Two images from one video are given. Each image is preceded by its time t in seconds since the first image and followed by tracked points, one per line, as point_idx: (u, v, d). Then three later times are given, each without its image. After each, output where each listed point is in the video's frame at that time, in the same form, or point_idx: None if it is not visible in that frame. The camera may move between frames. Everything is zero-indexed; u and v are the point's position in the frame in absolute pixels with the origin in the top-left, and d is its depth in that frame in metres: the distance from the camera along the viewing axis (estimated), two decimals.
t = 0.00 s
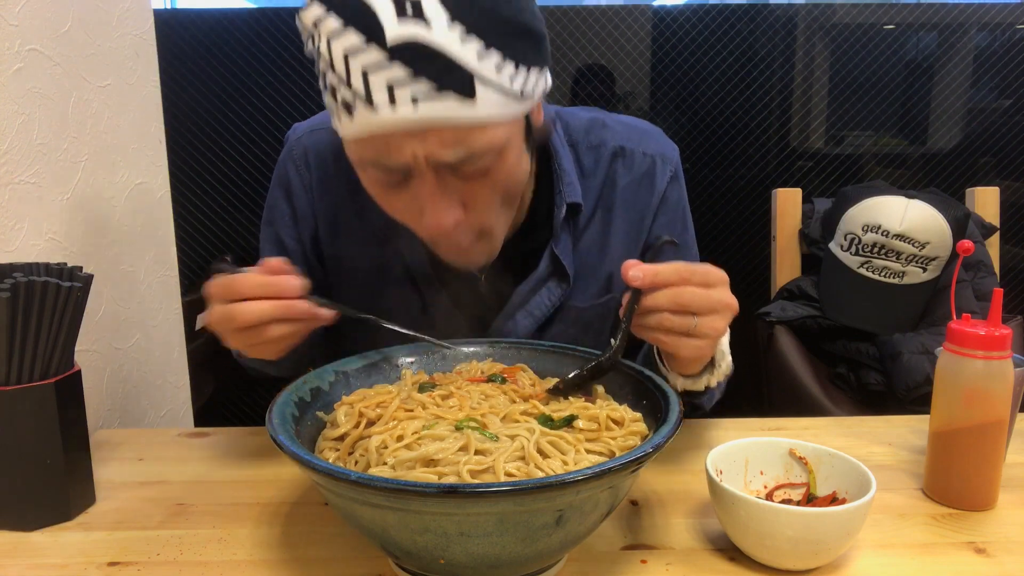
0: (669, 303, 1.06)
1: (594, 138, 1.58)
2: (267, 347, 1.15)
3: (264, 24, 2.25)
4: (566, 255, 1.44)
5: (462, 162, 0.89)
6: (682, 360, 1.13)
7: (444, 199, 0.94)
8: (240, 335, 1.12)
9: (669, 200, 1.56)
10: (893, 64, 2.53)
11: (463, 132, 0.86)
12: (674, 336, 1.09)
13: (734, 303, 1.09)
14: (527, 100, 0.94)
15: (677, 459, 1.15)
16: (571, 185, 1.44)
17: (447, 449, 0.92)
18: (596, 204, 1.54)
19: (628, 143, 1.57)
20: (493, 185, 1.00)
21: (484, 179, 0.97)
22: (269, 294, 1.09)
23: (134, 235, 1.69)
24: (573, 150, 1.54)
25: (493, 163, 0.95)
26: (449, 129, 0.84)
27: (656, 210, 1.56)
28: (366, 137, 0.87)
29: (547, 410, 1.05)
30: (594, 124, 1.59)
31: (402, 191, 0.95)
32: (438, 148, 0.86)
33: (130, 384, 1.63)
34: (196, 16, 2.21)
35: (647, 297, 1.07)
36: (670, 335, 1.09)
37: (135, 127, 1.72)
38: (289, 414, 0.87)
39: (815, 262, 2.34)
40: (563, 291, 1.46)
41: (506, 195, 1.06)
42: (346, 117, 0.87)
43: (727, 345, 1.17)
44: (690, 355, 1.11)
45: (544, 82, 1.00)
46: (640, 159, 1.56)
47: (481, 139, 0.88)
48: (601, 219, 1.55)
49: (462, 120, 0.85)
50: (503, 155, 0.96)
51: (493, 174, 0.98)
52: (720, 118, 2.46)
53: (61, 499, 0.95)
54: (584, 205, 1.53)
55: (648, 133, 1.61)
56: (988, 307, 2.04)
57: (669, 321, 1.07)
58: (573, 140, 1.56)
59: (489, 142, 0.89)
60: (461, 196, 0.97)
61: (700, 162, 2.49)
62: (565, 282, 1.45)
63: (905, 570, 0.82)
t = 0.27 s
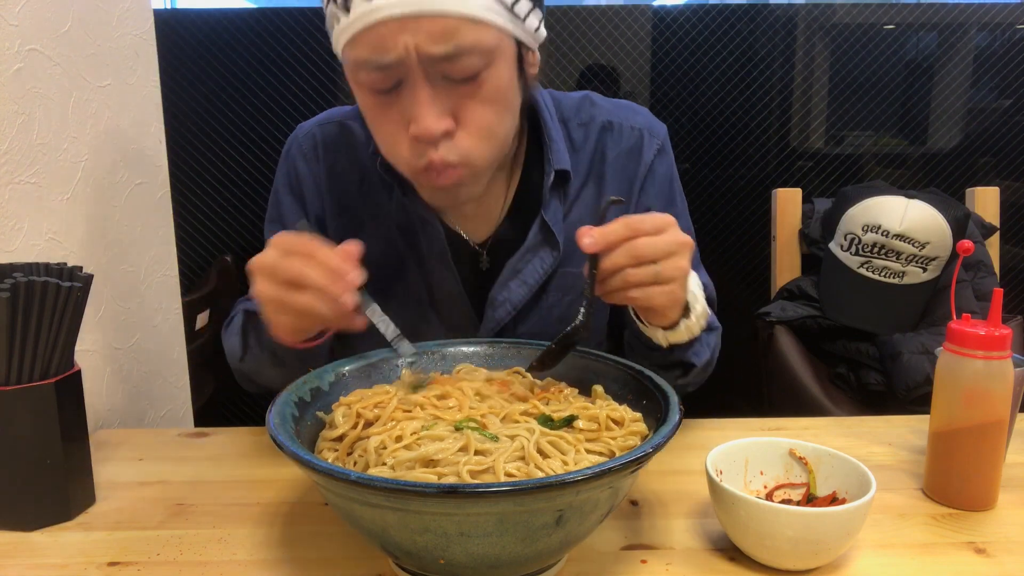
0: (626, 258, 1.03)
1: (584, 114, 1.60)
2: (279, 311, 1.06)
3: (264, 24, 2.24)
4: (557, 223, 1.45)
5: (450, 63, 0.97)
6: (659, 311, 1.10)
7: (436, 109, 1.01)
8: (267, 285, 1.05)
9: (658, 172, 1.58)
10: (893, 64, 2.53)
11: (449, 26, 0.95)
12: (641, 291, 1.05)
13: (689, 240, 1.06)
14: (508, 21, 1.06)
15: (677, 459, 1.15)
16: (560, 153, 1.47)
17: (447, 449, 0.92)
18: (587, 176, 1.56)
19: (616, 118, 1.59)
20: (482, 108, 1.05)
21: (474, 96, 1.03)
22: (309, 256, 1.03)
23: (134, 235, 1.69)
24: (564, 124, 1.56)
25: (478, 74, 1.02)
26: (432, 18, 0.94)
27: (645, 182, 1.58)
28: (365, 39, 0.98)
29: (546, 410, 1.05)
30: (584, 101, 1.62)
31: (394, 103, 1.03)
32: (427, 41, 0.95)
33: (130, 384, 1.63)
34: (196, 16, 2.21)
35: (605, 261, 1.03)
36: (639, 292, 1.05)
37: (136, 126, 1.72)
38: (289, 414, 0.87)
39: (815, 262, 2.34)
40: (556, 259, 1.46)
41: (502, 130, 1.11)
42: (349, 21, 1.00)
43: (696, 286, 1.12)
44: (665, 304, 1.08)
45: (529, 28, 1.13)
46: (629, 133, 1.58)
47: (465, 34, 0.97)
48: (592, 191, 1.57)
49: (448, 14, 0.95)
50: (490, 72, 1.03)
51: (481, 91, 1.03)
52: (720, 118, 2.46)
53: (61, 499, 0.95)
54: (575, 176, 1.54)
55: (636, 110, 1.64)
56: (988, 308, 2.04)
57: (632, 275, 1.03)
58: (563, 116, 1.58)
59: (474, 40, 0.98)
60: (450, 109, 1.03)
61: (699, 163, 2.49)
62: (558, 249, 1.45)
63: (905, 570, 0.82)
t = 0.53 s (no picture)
0: (604, 259, 1.00)
1: (574, 107, 1.60)
2: (223, 308, 1.10)
3: (264, 24, 2.24)
4: (545, 209, 1.45)
5: (450, 37, 1.03)
6: (641, 295, 1.11)
7: (436, 82, 1.06)
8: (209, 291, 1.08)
9: (647, 160, 1.57)
10: (893, 64, 2.53)
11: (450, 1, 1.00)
12: (625, 285, 1.04)
13: (651, 218, 1.05)
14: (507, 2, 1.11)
15: (677, 459, 1.15)
16: (548, 140, 1.46)
17: (447, 449, 0.92)
18: (575, 166, 1.56)
19: (605, 110, 1.59)
20: (481, 83, 1.11)
21: (473, 70, 1.09)
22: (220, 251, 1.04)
23: (134, 236, 1.69)
24: (553, 116, 1.57)
25: (476, 50, 1.07)
26: None
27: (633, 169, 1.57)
28: (369, 14, 1.03)
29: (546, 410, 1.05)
30: (574, 96, 1.62)
31: (397, 79, 1.09)
32: (428, 16, 1.00)
33: (130, 383, 1.63)
34: (196, 16, 2.21)
35: (586, 269, 1.00)
36: (619, 285, 1.04)
37: (136, 126, 1.72)
38: (290, 413, 0.87)
39: (815, 263, 2.34)
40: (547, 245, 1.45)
41: (497, 107, 1.17)
42: None
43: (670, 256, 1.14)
44: (648, 288, 1.08)
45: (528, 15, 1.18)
46: (617, 124, 1.58)
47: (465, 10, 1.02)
48: (581, 181, 1.57)
49: None
50: (488, 48, 1.09)
51: (479, 67, 1.09)
52: (720, 117, 2.46)
53: (61, 499, 0.95)
54: (563, 166, 1.55)
55: (626, 102, 1.64)
56: (988, 308, 2.04)
57: (614, 272, 1.02)
58: (553, 109, 1.59)
59: (473, 16, 1.04)
60: (450, 83, 1.08)
61: (699, 163, 2.49)
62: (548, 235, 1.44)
63: (905, 570, 0.82)
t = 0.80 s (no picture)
0: (590, 246, 0.99)
1: (572, 102, 1.60)
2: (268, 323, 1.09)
3: (264, 25, 2.24)
4: (543, 200, 1.47)
5: (442, 33, 1.03)
6: (633, 280, 1.09)
7: (429, 78, 1.06)
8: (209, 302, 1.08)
9: (643, 153, 1.55)
10: (893, 64, 2.52)
11: None
12: (614, 269, 1.03)
13: (630, 201, 1.05)
14: None
15: (677, 459, 1.15)
16: (546, 132, 1.47)
17: (447, 449, 0.92)
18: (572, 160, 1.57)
19: (602, 104, 1.59)
20: (475, 79, 1.11)
21: (466, 66, 1.09)
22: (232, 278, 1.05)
23: (134, 236, 1.69)
24: (551, 111, 1.57)
25: (470, 45, 1.07)
26: None
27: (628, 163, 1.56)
28: (362, 13, 1.04)
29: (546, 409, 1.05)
30: (572, 91, 1.62)
31: (393, 76, 1.09)
32: (419, 13, 1.01)
33: (130, 383, 1.63)
34: (196, 16, 2.21)
35: (573, 259, 1.00)
36: (609, 271, 1.03)
37: (136, 126, 1.72)
38: (290, 413, 0.87)
39: (815, 263, 2.34)
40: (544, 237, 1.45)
41: (493, 103, 1.16)
42: None
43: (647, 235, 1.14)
44: (638, 271, 1.07)
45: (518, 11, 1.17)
46: (613, 117, 1.57)
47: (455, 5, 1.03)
48: (578, 175, 1.58)
49: None
50: (481, 44, 1.09)
51: (472, 63, 1.09)
52: (720, 117, 2.46)
53: (61, 499, 0.95)
54: (559, 159, 1.55)
55: (624, 96, 1.63)
56: (988, 308, 2.04)
57: (601, 258, 1.01)
58: (552, 104, 1.59)
59: (464, 11, 1.04)
60: (444, 79, 1.08)
61: (699, 163, 2.49)
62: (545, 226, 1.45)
63: (905, 570, 0.82)
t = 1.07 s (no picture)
0: (571, 266, 0.99)
1: (570, 102, 1.61)
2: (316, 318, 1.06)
3: (264, 25, 2.24)
4: (540, 198, 1.46)
5: (449, 33, 1.03)
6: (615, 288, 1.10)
7: (436, 78, 1.06)
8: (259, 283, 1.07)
9: (640, 150, 1.55)
10: (893, 64, 2.52)
11: None
12: (596, 283, 1.03)
13: (603, 212, 1.05)
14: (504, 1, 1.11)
15: (677, 459, 1.15)
16: (545, 130, 1.46)
17: (446, 449, 0.92)
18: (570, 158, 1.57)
19: (599, 102, 1.60)
20: (479, 78, 1.11)
21: (472, 66, 1.09)
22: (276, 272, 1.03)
23: (134, 236, 1.69)
24: (549, 110, 1.57)
25: (475, 45, 1.07)
26: None
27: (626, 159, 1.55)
28: (370, 14, 1.04)
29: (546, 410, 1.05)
30: (569, 91, 1.63)
31: (399, 76, 1.09)
32: (428, 13, 1.00)
33: (130, 383, 1.63)
34: (196, 16, 2.21)
35: (556, 281, 1.00)
36: (591, 286, 1.03)
37: (136, 126, 1.72)
38: (289, 413, 0.87)
39: (815, 263, 2.34)
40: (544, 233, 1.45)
41: (496, 103, 1.17)
42: None
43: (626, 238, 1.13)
44: (619, 279, 1.07)
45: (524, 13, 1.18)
46: (610, 115, 1.58)
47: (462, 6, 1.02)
48: (577, 173, 1.57)
49: None
50: (486, 44, 1.09)
51: (477, 63, 1.09)
52: (720, 117, 2.46)
53: (61, 499, 0.95)
54: (558, 157, 1.55)
55: (620, 96, 1.64)
56: (988, 308, 2.04)
57: (585, 275, 1.01)
58: (550, 104, 1.60)
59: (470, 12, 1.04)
60: (449, 79, 1.08)
61: (699, 163, 2.49)
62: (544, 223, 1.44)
63: (905, 570, 0.82)
